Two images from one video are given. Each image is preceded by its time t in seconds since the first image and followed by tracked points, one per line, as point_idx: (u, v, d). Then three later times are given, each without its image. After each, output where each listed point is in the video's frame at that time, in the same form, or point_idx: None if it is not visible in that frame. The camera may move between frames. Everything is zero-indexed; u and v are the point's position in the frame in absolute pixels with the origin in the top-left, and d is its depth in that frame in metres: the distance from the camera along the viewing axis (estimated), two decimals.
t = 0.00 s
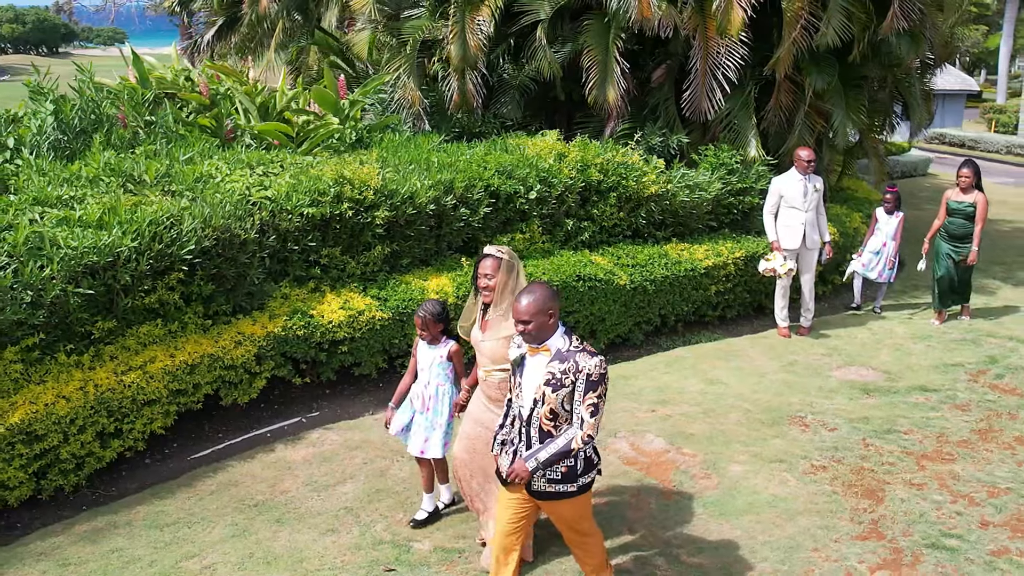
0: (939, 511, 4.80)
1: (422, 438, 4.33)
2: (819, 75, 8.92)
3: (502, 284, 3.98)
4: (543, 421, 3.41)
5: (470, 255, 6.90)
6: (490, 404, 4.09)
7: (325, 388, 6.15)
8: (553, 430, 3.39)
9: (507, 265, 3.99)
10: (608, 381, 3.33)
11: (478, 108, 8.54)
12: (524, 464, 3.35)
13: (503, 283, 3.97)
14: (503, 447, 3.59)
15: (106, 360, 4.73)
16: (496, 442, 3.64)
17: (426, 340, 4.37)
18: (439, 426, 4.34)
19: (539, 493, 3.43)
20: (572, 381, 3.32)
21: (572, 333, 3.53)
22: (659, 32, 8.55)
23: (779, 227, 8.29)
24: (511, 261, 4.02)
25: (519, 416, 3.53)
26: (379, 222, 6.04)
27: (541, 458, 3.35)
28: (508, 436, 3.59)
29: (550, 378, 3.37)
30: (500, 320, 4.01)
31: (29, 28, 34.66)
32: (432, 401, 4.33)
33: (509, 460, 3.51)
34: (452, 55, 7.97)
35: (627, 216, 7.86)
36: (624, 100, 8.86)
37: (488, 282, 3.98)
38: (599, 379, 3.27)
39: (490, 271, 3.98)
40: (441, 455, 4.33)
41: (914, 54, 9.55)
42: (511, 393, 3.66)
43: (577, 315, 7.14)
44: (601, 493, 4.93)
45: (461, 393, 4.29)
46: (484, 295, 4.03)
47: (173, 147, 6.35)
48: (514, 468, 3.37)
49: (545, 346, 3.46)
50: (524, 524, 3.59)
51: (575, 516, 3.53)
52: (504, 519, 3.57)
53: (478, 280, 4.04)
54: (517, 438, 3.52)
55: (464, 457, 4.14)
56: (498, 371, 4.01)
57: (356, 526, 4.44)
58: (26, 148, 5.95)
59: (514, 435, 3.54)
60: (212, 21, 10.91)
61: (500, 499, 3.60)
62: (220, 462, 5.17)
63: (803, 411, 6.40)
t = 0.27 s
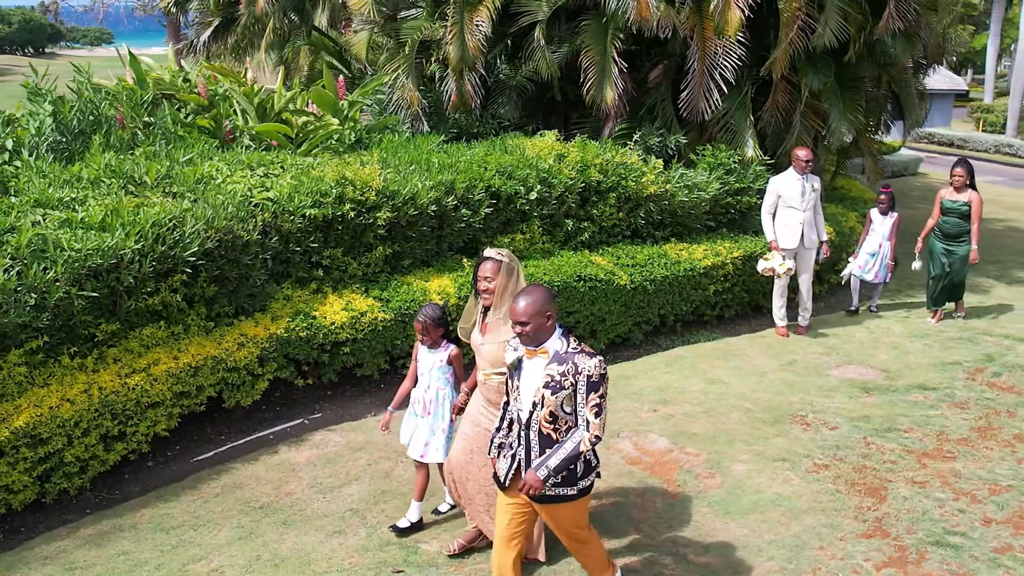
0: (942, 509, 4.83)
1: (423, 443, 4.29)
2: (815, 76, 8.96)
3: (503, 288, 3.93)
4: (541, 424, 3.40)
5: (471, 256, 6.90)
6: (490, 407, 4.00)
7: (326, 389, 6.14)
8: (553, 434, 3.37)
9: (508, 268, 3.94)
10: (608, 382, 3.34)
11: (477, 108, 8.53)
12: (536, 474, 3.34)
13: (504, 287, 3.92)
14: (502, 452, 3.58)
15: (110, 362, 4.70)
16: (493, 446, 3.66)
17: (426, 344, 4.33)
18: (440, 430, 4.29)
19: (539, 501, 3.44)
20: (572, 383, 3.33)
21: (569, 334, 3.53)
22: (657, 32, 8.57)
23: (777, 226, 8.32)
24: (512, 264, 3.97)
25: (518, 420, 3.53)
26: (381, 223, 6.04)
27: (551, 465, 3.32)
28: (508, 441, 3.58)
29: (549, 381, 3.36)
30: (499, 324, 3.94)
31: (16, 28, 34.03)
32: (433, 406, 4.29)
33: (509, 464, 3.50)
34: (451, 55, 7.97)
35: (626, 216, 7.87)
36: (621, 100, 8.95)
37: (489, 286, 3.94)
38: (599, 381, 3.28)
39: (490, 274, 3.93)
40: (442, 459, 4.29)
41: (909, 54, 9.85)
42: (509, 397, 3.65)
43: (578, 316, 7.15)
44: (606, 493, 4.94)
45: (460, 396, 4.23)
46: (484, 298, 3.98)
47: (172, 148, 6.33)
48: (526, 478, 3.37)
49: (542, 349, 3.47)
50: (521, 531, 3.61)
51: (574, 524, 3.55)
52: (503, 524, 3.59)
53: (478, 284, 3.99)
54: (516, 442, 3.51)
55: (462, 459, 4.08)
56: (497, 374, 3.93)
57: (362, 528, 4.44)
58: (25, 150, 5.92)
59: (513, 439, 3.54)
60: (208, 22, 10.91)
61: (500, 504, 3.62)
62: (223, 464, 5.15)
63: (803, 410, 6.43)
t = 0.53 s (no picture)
0: (942, 506, 4.86)
1: (420, 449, 4.27)
2: (809, 76, 9.01)
3: (500, 291, 3.93)
4: (541, 426, 3.38)
5: (469, 257, 6.90)
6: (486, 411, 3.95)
7: (326, 391, 6.13)
8: (553, 435, 3.36)
9: (505, 272, 3.94)
10: (607, 381, 3.35)
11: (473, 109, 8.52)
12: (548, 480, 3.33)
13: (501, 290, 3.93)
14: (501, 456, 3.56)
15: (111, 365, 4.68)
16: (488, 448, 3.63)
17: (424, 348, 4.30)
18: (437, 436, 4.28)
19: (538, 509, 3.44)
20: (572, 383, 3.31)
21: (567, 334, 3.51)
22: (653, 32, 8.58)
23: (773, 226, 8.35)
24: (509, 269, 3.97)
25: (517, 421, 3.51)
26: (380, 225, 6.03)
27: (561, 468, 3.32)
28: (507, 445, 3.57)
29: (548, 382, 3.34)
30: (496, 329, 3.91)
31: None
32: (429, 411, 4.26)
33: (510, 468, 3.48)
34: (447, 56, 7.96)
35: (623, 216, 7.88)
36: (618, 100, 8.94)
37: (486, 289, 3.94)
38: (600, 380, 3.28)
39: (487, 277, 3.93)
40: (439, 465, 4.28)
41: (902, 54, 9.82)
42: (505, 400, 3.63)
43: (576, 316, 7.16)
44: (609, 492, 4.96)
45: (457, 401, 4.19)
46: (482, 302, 3.97)
47: (170, 150, 6.30)
48: (536, 485, 3.37)
49: (540, 349, 3.44)
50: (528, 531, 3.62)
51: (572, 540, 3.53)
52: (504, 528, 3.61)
53: (477, 287, 3.99)
54: (516, 443, 3.50)
55: (458, 464, 4.02)
56: (494, 379, 3.89)
57: (367, 530, 4.44)
58: (21, 152, 5.87)
59: (512, 441, 3.52)
60: (201, 23, 10.86)
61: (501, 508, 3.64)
62: (225, 467, 5.14)
63: (802, 409, 6.46)
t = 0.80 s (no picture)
0: (941, 502, 4.90)
1: (414, 455, 4.25)
2: (801, 76, 9.06)
3: (495, 295, 3.93)
4: (541, 426, 3.39)
5: (466, 257, 6.89)
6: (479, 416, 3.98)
7: (324, 392, 6.11)
8: (554, 435, 3.38)
9: (500, 275, 3.94)
10: (608, 379, 3.36)
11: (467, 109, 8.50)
12: (557, 483, 3.33)
13: (497, 294, 3.92)
14: (503, 457, 3.58)
15: (111, 367, 4.65)
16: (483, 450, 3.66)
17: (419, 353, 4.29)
18: (432, 442, 4.25)
19: (538, 514, 3.45)
20: (572, 383, 3.32)
21: (566, 334, 3.50)
22: (647, 32, 8.62)
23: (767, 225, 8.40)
24: (504, 271, 3.97)
25: (516, 422, 3.52)
26: (378, 225, 6.02)
27: (569, 469, 3.33)
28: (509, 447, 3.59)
29: (548, 382, 3.35)
30: (493, 332, 3.94)
31: None
32: (424, 418, 4.24)
33: (511, 468, 3.52)
34: (442, 56, 7.95)
35: (618, 216, 7.90)
36: (612, 100, 9.01)
37: (482, 293, 3.93)
38: (600, 378, 3.30)
39: (483, 281, 3.92)
40: (434, 472, 4.25)
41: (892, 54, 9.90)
42: (503, 401, 3.63)
43: (573, 315, 7.17)
44: (610, 491, 4.97)
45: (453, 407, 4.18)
46: (477, 305, 3.97)
47: (165, 150, 6.26)
48: (545, 487, 3.35)
49: (540, 350, 3.43)
50: (531, 533, 3.64)
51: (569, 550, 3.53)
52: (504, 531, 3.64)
53: (472, 290, 3.98)
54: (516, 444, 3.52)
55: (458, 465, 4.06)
56: (488, 383, 3.93)
57: (371, 531, 4.43)
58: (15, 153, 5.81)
59: (513, 442, 3.54)
60: (193, 23, 10.82)
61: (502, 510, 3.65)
62: (225, 469, 5.11)
63: (799, 407, 6.50)
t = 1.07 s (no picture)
0: (939, 496, 4.95)
1: (408, 459, 4.25)
2: (792, 74, 9.11)
3: (490, 296, 3.90)
4: (540, 424, 3.37)
5: (462, 256, 6.89)
6: (473, 419, 3.94)
7: (321, 391, 6.09)
8: (554, 433, 3.35)
9: (495, 277, 3.92)
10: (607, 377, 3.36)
11: (461, 107, 8.48)
12: (564, 482, 3.30)
13: (491, 295, 3.89)
14: (503, 457, 3.55)
15: (110, 368, 4.61)
16: (479, 450, 3.64)
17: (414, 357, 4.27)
18: (425, 447, 4.26)
19: (538, 514, 3.45)
20: (573, 381, 3.31)
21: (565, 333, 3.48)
22: (640, 31, 8.63)
23: (760, 221, 8.45)
24: (498, 273, 3.95)
25: (513, 421, 3.49)
26: (376, 224, 6.00)
27: (576, 469, 3.29)
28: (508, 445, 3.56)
29: (548, 380, 3.34)
30: (487, 333, 3.90)
31: None
32: (417, 422, 4.24)
33: (510, 467, 3.50)
34: (436, 55, 7.93)
35: (613, 214, 7.91)
36: (605, 98, 9.00)
37: (476, 294, 3.90)
38: (601, 376, 3.29)
39: (477, 282, 3.89)
40: (428, 477, 4.25)
41: (882, 52, 9.98)
42: (500, 399, 3.60)
43: (569, 313, 7.19)
44: (611, 488, 4.99)
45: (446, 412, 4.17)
46: (471, 306, 3.94)
47: (159, 149, 6.21)
48: (552, 488, 3.32)
49: (540, 348, 3.41)
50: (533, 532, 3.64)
51: (563, 555, 3.52)
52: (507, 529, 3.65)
53: (466, 292, 3.95)
54: (514, 443, 3.49)
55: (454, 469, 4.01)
56: (481, 385, 3.89)
57: (374, 530, 4.43)
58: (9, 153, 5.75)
59: (511, 442, 3.51)
60: (183, 21, 10.73)
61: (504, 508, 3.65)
62: (225, 469, 5.10)
63: (795, 403, 6.54)
